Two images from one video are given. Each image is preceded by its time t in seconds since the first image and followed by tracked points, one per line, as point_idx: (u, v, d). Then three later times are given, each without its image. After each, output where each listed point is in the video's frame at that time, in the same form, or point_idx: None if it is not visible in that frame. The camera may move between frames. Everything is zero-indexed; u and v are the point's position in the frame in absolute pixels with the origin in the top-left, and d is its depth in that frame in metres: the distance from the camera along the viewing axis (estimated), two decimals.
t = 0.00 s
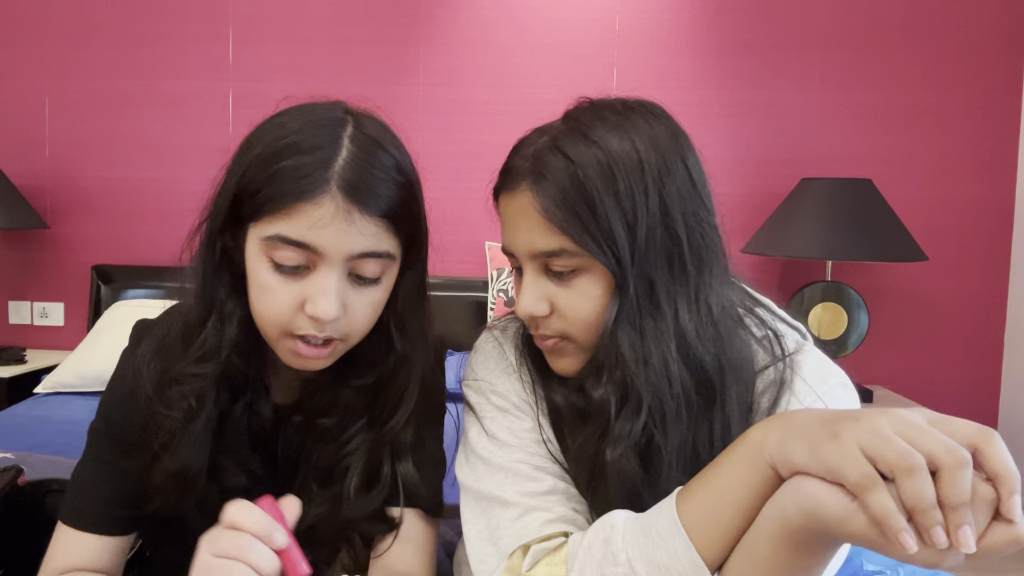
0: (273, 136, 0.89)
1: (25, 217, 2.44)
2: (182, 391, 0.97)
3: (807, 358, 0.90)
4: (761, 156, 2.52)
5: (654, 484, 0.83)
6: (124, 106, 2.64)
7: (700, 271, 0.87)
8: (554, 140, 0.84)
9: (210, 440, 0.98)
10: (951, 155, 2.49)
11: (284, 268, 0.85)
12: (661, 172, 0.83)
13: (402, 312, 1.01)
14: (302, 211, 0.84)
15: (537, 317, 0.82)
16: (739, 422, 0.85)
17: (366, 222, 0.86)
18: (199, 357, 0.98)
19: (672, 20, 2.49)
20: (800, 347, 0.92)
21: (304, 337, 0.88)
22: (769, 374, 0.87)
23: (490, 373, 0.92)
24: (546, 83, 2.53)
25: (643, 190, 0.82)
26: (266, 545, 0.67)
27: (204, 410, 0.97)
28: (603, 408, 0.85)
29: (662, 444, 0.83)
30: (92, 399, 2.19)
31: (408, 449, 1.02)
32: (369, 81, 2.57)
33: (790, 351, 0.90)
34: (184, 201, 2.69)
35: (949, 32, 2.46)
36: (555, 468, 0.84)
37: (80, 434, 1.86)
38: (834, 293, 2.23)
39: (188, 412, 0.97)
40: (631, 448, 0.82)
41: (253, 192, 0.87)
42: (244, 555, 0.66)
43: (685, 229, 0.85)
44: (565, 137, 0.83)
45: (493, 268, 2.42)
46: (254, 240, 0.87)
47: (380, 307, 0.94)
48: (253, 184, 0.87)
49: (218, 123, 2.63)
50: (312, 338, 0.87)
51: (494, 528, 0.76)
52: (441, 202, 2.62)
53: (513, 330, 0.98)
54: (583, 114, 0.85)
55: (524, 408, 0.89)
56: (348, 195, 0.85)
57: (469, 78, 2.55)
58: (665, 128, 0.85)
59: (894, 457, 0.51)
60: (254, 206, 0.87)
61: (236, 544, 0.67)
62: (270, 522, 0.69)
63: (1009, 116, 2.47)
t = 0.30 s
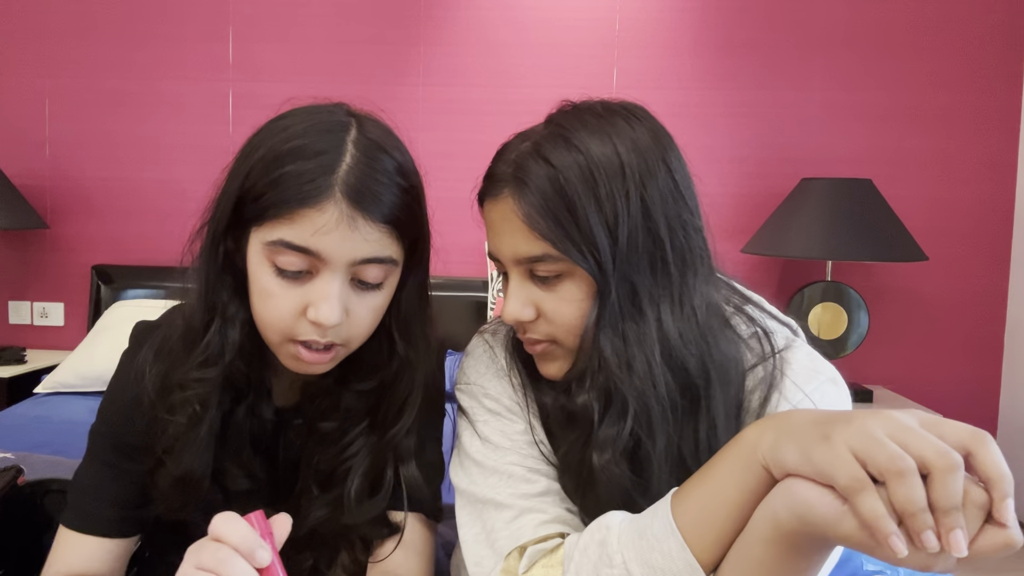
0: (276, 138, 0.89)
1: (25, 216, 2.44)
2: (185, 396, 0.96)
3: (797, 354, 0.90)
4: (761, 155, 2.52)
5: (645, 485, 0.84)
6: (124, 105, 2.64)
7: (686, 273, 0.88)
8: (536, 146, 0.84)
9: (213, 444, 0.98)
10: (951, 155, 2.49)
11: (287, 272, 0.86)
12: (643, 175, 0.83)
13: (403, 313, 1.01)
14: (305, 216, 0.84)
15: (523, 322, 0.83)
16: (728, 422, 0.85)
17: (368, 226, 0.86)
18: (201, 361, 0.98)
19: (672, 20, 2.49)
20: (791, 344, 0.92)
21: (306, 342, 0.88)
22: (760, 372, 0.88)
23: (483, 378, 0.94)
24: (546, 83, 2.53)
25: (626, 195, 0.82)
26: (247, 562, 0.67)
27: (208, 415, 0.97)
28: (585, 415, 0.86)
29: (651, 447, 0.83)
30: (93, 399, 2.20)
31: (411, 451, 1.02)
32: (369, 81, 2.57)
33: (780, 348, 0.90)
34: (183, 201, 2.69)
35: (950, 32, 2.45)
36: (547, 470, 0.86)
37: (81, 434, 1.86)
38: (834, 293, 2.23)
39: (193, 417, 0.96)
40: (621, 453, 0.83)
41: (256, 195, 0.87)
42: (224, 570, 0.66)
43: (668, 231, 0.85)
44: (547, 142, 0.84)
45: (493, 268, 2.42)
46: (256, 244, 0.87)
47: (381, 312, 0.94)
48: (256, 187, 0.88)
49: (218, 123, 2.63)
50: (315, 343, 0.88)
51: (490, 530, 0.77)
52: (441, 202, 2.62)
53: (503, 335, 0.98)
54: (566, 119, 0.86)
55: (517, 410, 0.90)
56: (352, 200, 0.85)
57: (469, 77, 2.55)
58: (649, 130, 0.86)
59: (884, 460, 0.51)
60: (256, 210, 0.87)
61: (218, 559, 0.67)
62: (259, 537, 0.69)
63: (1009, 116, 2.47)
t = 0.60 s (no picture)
0: (272, 140, 0.89)
1: (25, 217, 2.44)
2: (182, 398, 0.97)
3: (789, 353, 0.90)
4: (761, 155, 2.52)
5: (638, 486, 0.84)
6: (124, 105, 2.65)
7: (676, 274, 0.88)
8: (528, 146, 0.84)
9: (209, 445, 0.98)
10: (951, 155, 2.49)
11: (281, 275, 0.86)
12: (635, 177, 0.83)
13: (400, 316, 1.01)
14: (299, 219, 0.84)
15: (516, 321, 0.83)
16: (718, 423, 0.86)
17: (362, 229, 0.86)
18: (198, 363, 0.99)
19: (672, 19, 2.49)
20: (784, 343, 0.92)
21: (300, 345, 0.88)
22: (750, 373, 0.88)
23: (477, 379, 0.94)
24: (546, 83, 2.53)
25: (617, 196, 0.83)
26: (229, 553, 0.67)
27: (205, 417, 0.97)
28: (576, 414, 0.86)
29: (640, 447, 0.84)
30: (92, 399, 2.20)
31: (408, 453, 1.02)
32: (369, 81, 2.57)
33: (772, 348, 0.91)
34: (183, 201, 2.69)
35: (950, 31, 2.45)
36: (542, 471, 0.86)
37: (80, 434, 1.87)
38: (834, 293, 2.23)
39: (189, 419, 0.97)
40: (612, 454, 0.83)
41: (249, 198, 0.88)
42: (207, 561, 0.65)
43: (659, 233, 0.86)
44: (539, 143, 0.84)
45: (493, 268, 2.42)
46: (250, 247, 0.87)
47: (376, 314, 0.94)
48: (250, 190, 0.88)
49: (218, 123, 2.63)
50: (309, 346, 0.88)
51: (484, 530, 0.77)
52: (441, 202, 2.62)
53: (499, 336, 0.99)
54: (558, 120, 0.86)
55: (512, 411, 0.90)
56: (345, 203, 0.85)
57: (469, 77, 2.55)
58: (641, 132, 0.86)
59: (873, 465, 0.51)
60: (250, 213, 0.88)
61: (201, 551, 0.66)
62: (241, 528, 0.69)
63: (1009, 116, 2.47)
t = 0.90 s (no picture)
0: (266, 139, 0.89)
1: (25, 216, 2.44)
2: (173, 399, 0.97)
3: (785, 352, 0.90)
4: (761, 155, 2.52)
5: (634, 486, 0.84)
6: (124, 105, 2.65)
7: (671, 274, 0.88)
8: (523, 147, 0.84)
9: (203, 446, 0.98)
10: (951, 155, 2.49)
11: (273, 276, 0.86)
12: (629, 177, 0.84)
13: (394, 315, 1.01)
14: (291, 221, 0.84)
15: (511, 322, 0.83)
16: (712, 422, 0.86)
17: (354, 230, 0.86)
18: (190, 364, 0.99)
19: (672, 19, 2.49)
20: (779, 342, 0.92)
21: (294, 346, 0.88)
22: (745, 374, 0.88)
23: (475, 379, 0.94)
24: (546, 83, 2.53)
25: (611, 196, 0.83)
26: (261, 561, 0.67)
27: (197, 418, 0.97)
28: (571, 414, 0.86)
29: (635, 446, 0.84)
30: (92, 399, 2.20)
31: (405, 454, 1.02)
32: (369, 81, 2.57)
33: (767, 347, 0.91)
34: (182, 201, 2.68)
35: (950, 32, 2.45)
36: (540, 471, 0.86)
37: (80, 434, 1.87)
38: (834, 293, 2.23)
39: (181, 420, 0.97)
40: (607, 455, 0.83)
41: (241, 198, 0.88)
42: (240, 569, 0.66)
43: (654, 233, 0.86)
44: (534, 142, 0.84)
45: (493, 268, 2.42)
46: (243, 248, 0.87)
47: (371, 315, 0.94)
48: (242, 191, 0.88)
49: (218, 123, 2.63)
50: (302, 347, 0.88)
51: (482, 530, 0.77)
52: (441, 202, 2.62)
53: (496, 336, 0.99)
54: (552, 120, 0.86)
55: (508, 411, 0.90)
56: (337, 204, 0.85)
57: (469, 78, 2.55)
58: (636, 132, 0.86)
59: (867, 468, 0.51)
60: (242, 214, 0.88)
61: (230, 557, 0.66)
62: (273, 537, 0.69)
63: (1009, 116, 2.47)
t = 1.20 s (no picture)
0: (252, 133, 0.89)
1: (25, 216, 2.45)
2: (170, 397, 0.97)
3: (787, 352, 0.90)
4: (761, 155, 2.52)
5: (635, 484, 0.84)
6: (124, 105, 2.65)
7: (674, 272, 0.88)
8: (528, 144, 0.84)
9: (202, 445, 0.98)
10: (951, 155, 2.49)
11: (264, 267, 0.86)
12: (630, 173, 0.83)
13: (389, 310, 1.00)
14: (280, 210, 0.84)
15: (517, 320, 0.83)
16: (711, 418, 0.86)
17: (344, 218, 0.85)
18: (186, 360, 0.98)
19: (672, 19, 2.49)
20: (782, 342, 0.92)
21: (288, 337, 0.88)
22: (744, 376, 0.88)
23: (476, 378, 0.94)
24: (546, 82, 2.53)
25: (615, 193, 0.83)
26: None
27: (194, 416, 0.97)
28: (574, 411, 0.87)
29: (636, 444, 0.84)
30: (93, 399, 2.20)
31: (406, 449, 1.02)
32: (369, 81, 2.57)
33: (768, 346, 0.91)
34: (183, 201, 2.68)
35: (949, 32, 2.45)
36: (540, 470, 0.86)
37: (80, 435, 1.87)
38: (834, 293, 2.23)
39: (178, 418, 0.97)
40: (609, 451, 0.83)
41: (230, 191, 0.88)
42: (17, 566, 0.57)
43: (658, 230, 0.86)
44: (537, 139, 0.84)
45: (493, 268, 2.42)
46: (234, 241, 0.87)
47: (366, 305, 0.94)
48: (230, 184, 0.88)
49: (217, 123, 2.63)
50: (297, 338, 0.88)
51: (482, 529, 0.77)
52: (442, 201, 2.62)
53: (498, 334, 0.99)
54: (555, 117, 0.86)
55: (508, 411, 0.90)
56: (325, 193, 0.85)
57: (469, 78, 2.55)
58: (639, 129, 0.86)
59: (867, 470, 0.51)
60: (232, 207, 0.88)
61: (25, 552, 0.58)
62: None
63: (1009, 115, 2.47)
